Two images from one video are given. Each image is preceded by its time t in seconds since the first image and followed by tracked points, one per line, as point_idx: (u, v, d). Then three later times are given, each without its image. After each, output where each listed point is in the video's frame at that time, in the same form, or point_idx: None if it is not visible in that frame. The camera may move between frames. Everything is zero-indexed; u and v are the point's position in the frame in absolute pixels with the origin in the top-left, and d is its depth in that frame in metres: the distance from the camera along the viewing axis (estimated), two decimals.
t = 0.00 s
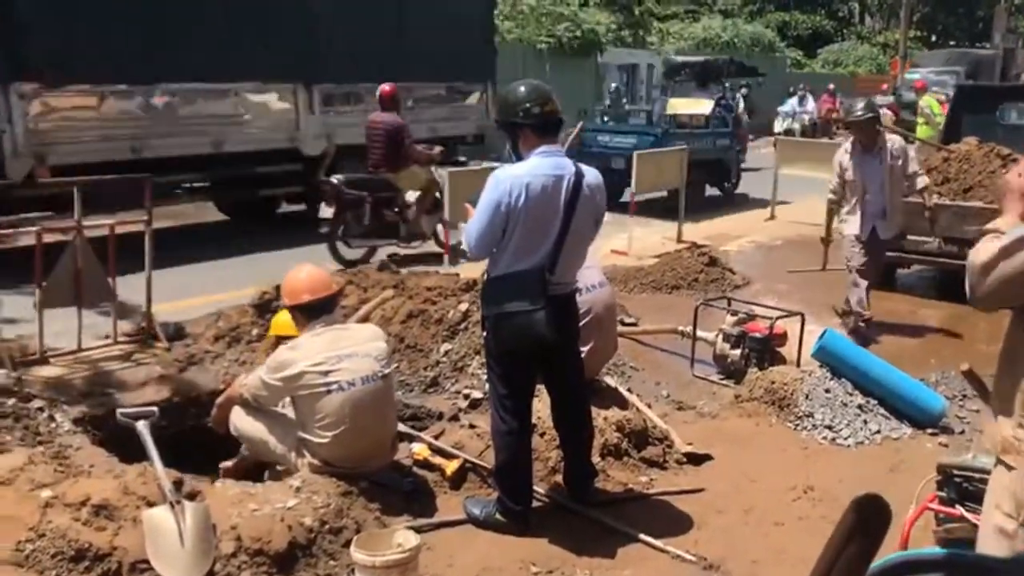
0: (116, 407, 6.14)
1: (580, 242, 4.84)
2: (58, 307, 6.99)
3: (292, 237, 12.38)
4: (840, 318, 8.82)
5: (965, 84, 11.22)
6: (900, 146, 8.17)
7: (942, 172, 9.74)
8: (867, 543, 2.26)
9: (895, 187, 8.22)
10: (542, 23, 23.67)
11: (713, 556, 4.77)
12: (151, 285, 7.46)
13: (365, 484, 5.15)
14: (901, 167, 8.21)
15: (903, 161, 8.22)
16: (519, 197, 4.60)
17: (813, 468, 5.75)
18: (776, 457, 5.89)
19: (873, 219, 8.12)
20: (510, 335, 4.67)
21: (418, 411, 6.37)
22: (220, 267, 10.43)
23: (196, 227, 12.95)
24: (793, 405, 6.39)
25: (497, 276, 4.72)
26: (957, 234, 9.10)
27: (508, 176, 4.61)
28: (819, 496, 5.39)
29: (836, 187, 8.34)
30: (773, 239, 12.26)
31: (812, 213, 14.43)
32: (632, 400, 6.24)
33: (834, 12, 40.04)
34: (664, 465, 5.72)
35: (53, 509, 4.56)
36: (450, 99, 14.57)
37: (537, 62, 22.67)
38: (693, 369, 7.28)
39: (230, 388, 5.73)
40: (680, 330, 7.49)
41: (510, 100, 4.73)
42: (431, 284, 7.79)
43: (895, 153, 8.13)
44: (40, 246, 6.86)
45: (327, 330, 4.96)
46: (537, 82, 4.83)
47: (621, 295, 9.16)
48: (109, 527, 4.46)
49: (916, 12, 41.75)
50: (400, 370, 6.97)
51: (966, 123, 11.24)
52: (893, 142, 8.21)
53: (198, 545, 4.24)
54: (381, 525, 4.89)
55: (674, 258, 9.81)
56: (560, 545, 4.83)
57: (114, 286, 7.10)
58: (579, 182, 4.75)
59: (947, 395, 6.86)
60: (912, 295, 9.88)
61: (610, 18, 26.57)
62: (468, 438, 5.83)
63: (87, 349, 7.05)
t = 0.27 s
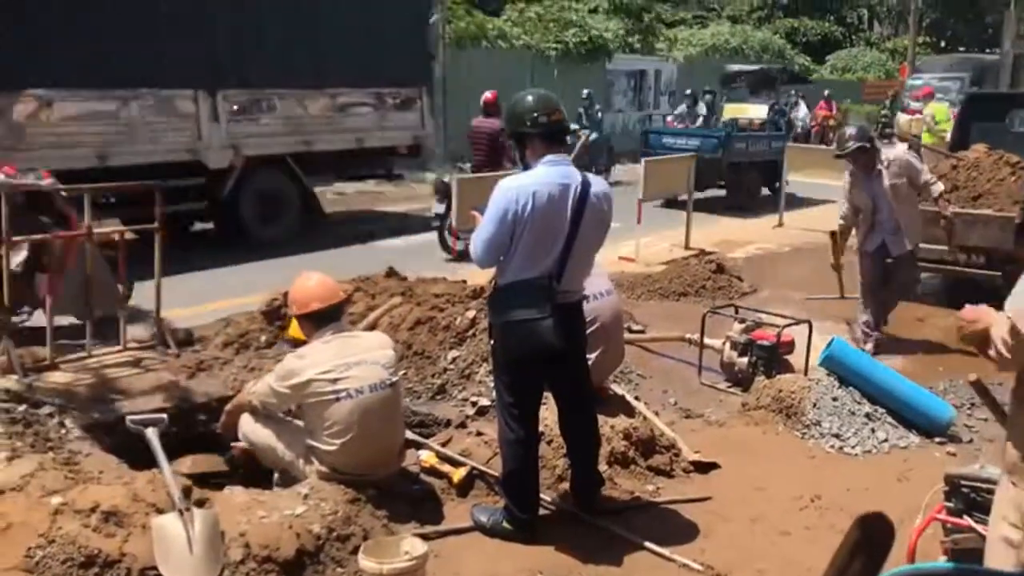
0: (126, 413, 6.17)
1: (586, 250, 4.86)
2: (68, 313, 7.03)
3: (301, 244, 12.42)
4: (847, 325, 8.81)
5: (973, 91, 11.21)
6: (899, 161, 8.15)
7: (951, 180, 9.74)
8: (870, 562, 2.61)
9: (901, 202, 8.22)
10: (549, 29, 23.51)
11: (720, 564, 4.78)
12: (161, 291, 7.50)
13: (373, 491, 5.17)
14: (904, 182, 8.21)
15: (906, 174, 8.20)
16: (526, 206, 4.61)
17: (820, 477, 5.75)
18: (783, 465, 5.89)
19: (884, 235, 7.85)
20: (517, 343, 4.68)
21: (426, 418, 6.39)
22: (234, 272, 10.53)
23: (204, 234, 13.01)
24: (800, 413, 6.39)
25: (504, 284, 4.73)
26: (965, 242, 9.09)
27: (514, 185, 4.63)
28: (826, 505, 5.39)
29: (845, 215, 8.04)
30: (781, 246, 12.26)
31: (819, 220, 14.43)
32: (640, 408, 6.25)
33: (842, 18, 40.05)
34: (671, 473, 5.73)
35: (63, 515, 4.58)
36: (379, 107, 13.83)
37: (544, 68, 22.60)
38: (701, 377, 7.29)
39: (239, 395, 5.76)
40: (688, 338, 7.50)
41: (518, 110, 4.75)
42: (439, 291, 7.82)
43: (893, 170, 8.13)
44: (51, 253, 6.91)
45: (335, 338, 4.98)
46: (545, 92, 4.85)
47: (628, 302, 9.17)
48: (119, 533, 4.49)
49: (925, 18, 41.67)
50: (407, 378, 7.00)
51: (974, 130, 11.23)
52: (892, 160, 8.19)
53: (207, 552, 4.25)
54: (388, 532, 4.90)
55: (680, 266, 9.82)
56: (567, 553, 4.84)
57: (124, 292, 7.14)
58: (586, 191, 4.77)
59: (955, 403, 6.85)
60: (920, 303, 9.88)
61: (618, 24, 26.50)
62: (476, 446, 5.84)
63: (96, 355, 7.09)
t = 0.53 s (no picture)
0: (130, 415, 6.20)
1: (590, 255, 4.87)
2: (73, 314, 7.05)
3: (306, 245, 12.44)
4: (851, 329, 8.82)
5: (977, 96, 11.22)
6: (888, 187, 7.56)
7: (955, 185, 9.74)
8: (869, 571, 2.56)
9: (898, 225, 7.67)
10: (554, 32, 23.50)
11: (722, 569, 4.78)
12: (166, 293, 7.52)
13: (376, 494, 5.18)
14: (901, 206, 7.62)
15: (901, 198, 7.58)
16: (530, 210, 4.63)
17: (822, 482, 5.75)
18: (785, 470, 5.90)
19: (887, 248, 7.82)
20: (520, 346, 4.70)
21: (429, 421, 6.42)
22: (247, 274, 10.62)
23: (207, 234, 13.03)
24: (803, 417, 6.39)
25: (508, 288, 4.75)
26: (969, 247, 9.10)
27: (518, 189, 4.64)
28: (828, 510, 5.40)
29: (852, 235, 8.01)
30: (784, 250, 12.27)
31: (824, 224, 14.43)
32: (643, 412, 6.26)
33: (848, 22, 40.04)
34: (673, 477, 5.74)
35: (67, 516, 4.60)
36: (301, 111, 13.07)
37: (549, 70, 22.60)
38: (704, 381, 7.30)
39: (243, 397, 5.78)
40: (691, 341, 7.51)
41: (522, 114, 4.76)
42: (443, 293, 7.83)
43: (884, 198, 7.58)
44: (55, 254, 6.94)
45: (338, 341, 5.00)
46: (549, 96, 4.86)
47: (631, 305, 9.18)
48: (122, 535, 4.52)
49: (930, 21, 41.66)
50: (410, 380, 7.01)
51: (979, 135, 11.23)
52: (884, 185, 7.62)
53: (211, 554, 4.24)
54: (391, 535, 4.92)
55: (684, 270, 9.83)
56: (569, 557, 4.85)
57: (129, 293, 7.16)
58: (589, 195, 4.78)
59: (958, 408, 6.86)
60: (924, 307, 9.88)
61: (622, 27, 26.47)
62: (479, 449, 5.85)
63: (101, 356, 7.11)
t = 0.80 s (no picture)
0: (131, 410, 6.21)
1: (590, 253, 4.87)
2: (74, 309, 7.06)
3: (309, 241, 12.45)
4: (852, 327, 8.81)
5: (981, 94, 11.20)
6: (884, 211, 7.52)
7: (958, 182, 9.74)
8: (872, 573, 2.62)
9: (907, 248, 7.56)
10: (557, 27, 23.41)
11: (722, 566, 4.79)
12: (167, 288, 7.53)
13: (376, 490, 5.19)
14: (903, 227, 7.51)
15: (901, 220, 7.47)
16: (531, 207, 4.63)
17: (822, 480, 5.76)
18: (785, 468, 5.90)
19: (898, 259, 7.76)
20: (521, 343, 4.70)
21: (430, 418, 6.46)
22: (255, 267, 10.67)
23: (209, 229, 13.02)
24: (803, 415, 6.39)
25: (509, 285, 4.75)
26: (972, 245, 9.08)
27: (520, 187, 4.64)
28: (829, 508, 5.41)
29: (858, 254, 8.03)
30: (786, 247, 12.26)
31: (826, 221, 14.41)
32: (644, 409, 6.26)
33: (852, 18, 39.96)
34: (673, 474, 5.74)
35: (69, 511, 4.61)
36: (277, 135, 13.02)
37: (550, 65, 22.53)
38: (704, 379, 7.31)
39: (244, 392, 5.79)
40: (692, 339, 7.52)
41: (524, 111, 4.76)
42: (444, 290, 7.83)
43: (882, 222, 7.53)
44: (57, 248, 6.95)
45: (339, 337, 5.01)
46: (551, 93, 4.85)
47: (633, 302, 9.18)
48: (123, 530, 4.53)
49: (934, 18, 41.59)
50: (411, 376, 7.02)
51: (982, 133, 11.22)
52: (881, 212, 7.57)
53: (212, 551, 4.18)
54: (391, 531, 4.93)
55: (685, 267, 9.82)
56: (568, 553, 4.86)
57: (130, 289, 7.17)
58: (591, 193, 4.78)
59: (958, 407, 6.86)
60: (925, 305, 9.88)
61: (625, 23, 26.36)
62: (479, 445, 5.86)
63: (103, 351, 7.12)
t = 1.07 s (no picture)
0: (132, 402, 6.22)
1: (590, 246, 4.87)
2: (75, 301, 7.07)
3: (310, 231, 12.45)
4: (852, 319, 8.81)
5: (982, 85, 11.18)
6: (885, 213, 7.45)
7: (958, 174, 9.75)
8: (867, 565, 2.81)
9: (914, 249, 7.53)
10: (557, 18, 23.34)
11: (721, 558, 4.80)
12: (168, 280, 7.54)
13: (376, 482, 5.21)
14: (907, 228, 7.47)
15: (905, 221, 7.44)
16: (531, 200, 4.63)
17: (821, 472, 5.77)
18: (785, 461, 5.91)
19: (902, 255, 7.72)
20: (521, 336, 4.71)
21: (430, 410, 6.48)
22: (258, 258, 10.70)
23: (209, 220, 13.00)
24: (803, 408, 6.40)
25: (509, 278, 4.75)
26: (972, 238, 9.08)
27: (520, 180, 4.64)
28: (828, 500, 5.42)
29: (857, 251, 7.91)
30: (787, 239, 12.25)
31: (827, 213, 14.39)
32: (644, 402, 6.27)
33: (853, 8, 39.85)
34: (673, 466, 5.75)
35: (70, 503, 4.63)
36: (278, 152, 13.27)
37: (551, 56, 22.47)
38: (704, 371, 7.33)
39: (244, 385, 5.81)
40: (692, 331, 7.52)
41: (525, 104, 4.75)
42: (444, 282, 7.83)
43: (886, 226, 7.48)
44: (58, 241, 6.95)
45: (339, 330, 5.01)
46: (552, 86, 4.85)
47: (634, 294, 9.18)
48: (125, 522, 4.54)
49: (936, 9, 41.46)
50: (412, 368, 7.03)
51: (983, 124, 11.21)
52: (882, 213, 7.50)
53: (213, 543, 4.17)
54: (391, 523, 4.94)
55: (686, 259, 9.82)
56: (568, 545, 4.87)
57: (131, 281, 7.18)
58: (591, 187, 4.78)
59: (958, 399, 6.87)
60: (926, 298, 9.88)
61: (626, 13, 26.28)
62: (479, 438, 5.87)
63: (104, 342, 7.14)
